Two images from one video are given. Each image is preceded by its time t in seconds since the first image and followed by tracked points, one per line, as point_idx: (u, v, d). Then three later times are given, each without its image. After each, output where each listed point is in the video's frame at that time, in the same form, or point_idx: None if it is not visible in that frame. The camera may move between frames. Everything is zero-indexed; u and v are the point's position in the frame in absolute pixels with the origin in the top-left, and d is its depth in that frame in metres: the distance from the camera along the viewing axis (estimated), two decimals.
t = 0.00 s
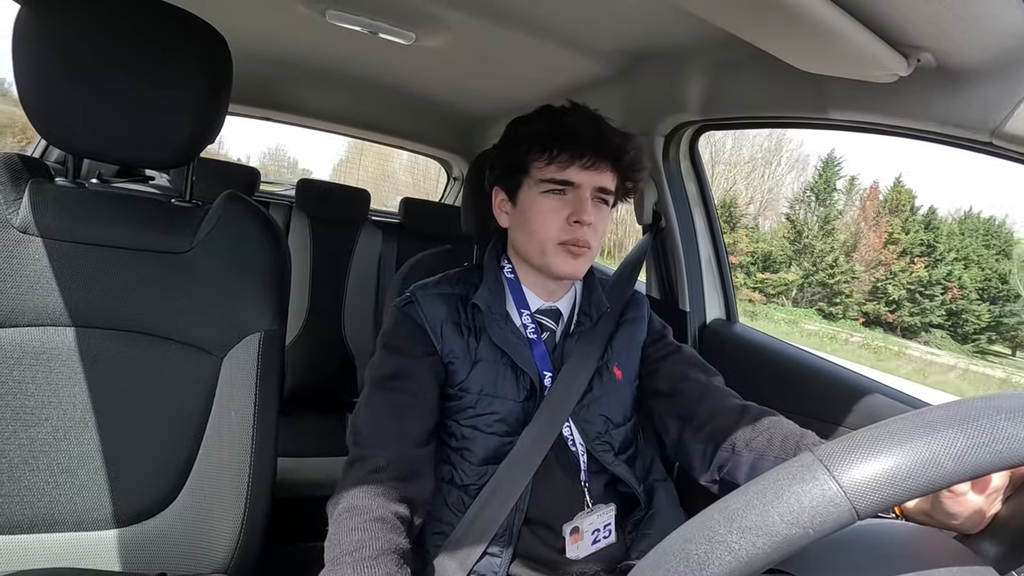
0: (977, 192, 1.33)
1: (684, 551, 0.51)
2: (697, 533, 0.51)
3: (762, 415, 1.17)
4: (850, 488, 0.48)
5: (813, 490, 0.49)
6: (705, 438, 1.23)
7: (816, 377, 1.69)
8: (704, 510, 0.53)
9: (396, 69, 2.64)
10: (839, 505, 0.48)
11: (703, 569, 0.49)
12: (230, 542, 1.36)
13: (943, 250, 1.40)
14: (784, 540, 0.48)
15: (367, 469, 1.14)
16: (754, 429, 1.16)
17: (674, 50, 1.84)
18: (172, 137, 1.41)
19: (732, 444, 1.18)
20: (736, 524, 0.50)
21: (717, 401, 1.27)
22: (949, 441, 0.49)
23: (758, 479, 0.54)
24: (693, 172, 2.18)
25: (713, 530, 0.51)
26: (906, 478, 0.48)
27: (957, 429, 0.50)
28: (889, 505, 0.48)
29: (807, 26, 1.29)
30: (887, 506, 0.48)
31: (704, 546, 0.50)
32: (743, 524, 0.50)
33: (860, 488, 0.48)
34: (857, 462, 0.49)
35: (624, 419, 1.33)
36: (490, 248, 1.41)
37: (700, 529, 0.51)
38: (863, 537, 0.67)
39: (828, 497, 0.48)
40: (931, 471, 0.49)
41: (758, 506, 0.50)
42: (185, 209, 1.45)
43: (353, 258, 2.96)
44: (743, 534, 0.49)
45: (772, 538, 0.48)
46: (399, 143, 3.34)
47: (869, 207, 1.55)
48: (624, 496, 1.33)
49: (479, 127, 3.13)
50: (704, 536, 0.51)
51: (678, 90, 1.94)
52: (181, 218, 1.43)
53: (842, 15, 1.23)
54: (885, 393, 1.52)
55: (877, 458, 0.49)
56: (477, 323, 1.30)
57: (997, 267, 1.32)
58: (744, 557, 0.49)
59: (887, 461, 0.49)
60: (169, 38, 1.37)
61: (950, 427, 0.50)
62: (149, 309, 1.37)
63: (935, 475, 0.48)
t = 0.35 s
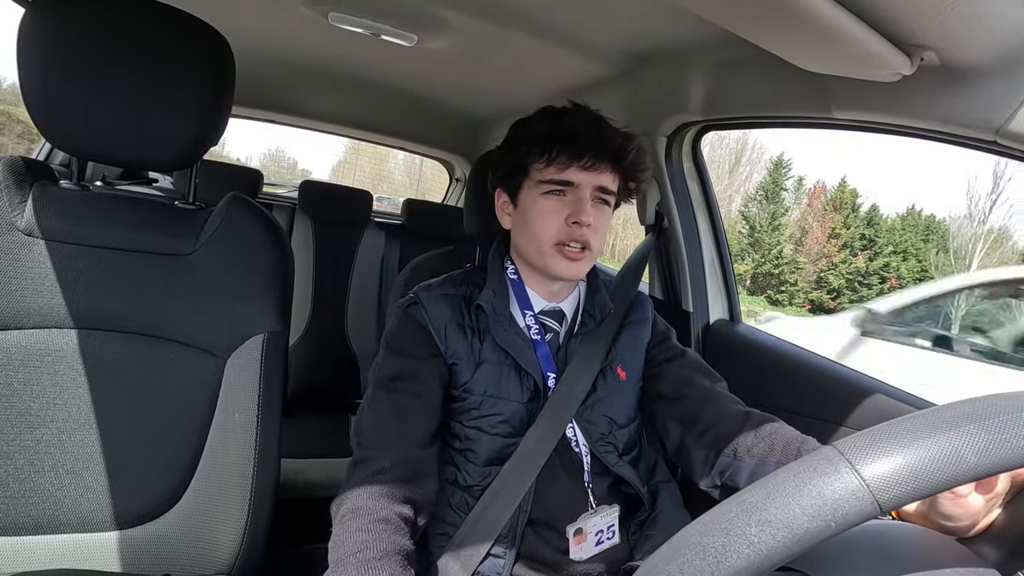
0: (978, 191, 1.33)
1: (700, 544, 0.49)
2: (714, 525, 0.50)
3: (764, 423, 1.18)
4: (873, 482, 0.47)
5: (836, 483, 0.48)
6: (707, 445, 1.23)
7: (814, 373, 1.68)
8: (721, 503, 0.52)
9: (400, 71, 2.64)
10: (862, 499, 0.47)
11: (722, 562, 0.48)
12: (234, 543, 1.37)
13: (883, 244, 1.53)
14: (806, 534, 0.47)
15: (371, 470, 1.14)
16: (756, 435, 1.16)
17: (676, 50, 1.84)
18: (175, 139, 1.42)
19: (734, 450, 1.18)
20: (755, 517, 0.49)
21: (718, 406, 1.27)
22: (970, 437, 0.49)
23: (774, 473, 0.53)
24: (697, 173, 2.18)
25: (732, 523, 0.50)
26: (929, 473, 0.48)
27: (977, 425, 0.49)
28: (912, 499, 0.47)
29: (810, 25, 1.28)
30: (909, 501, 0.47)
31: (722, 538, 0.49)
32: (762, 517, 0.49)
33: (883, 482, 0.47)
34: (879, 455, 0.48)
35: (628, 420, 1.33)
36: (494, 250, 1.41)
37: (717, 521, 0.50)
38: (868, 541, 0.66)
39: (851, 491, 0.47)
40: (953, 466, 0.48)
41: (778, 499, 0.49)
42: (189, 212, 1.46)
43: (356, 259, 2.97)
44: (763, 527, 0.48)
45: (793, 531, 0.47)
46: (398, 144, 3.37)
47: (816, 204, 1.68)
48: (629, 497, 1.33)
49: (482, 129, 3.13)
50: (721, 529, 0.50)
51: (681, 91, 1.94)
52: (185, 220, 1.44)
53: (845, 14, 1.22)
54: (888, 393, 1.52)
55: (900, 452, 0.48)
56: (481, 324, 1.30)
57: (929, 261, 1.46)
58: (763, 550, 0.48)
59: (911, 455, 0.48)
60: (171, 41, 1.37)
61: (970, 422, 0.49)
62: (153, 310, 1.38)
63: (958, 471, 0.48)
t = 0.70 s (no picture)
0: (977, 192, 1.33)
1: (700, 545, 0.49)
2: (714, 526, 0.50)
3: (768, 418, 1.18)
4: (873, 483, 0.47)
5: (836, 484, 0.48)
6: (713, 443, 1.24)
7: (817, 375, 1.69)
8: (721, 503, 0.52)
9: (401, 72, 2.64)
10: (861, 500, 0.47)
11: (722, 563, 0.48)
12: (234, 543, 1.37)
13: (831, 239, 1.63)
14: (806, 535, 0.47)
15: (371, 471, 1.14)
16: (760, 430, 1.17)
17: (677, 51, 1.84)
18: (175, 140, 1.42)
19: (739, 446, 1.19)
20: (755, 518, 0.49)
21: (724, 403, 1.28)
22: (971, 438, 0.49)
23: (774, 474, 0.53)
24: (697, 173, 2.17)
25: (732, 523, 0.49)
26: (928, 474, 0.48)
27: (978, 426, 0.49)
28: (911, 501, 0.47)
29: (811, 26, 1.28)
30: (908, 503, 0.47)
31: (722, 539, 0.49)
32: (762, 518, 0.49)
33: (884, 484, 0.47)
34: (879, 456, 0.48)
35: (628, 420, 1.32)
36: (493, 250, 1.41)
37: (717, 522, 0.50)
38: (869, 540, 0.66)
39: (851, 492, 0.47)
40: (953, 468, 0.48)
41: (778, 500, 0.49)
42: (191, 212, 1.46)
43: (357, 260, 2.97)
44: (762, 528, 0.48)
45: (792, 532, 0.47)
46: (399, 146, 3.38)
47: (772, 201, 1.81)
48: (629, 498, 1.33)
49: (483, 130, 3.13)
50: (721, 530, 0.50)
51: (681, 91, 1.94)
52: (186, 220, 1.44)
53: (846, 15, 1.22)
54: (888, 393, 1.52)
55: (899, 454, 0.48)
56: (480, 324, 1.30)
57: (867, 252, 1.57)
58: (763, 551, 0.48)
59: (910, 456, 0.48)
60: (171, 42, 1.38)
61: (971, 423, 0.49)
62: (154, 310, 1.38)
63: (958, 472, 0.48)
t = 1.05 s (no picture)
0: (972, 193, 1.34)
1: (700, 547, 0.49)
2: (714, 527, 0.50)
3: (792, 369, 1.16)
4: (873, 484, 0.47)
5: (835, 485, 0.48)
6: (737, 404, 1.21)
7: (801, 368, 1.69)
8: (720, 504, 0.52)
9: (402, 72, 2.64)
10: (861, 501, 0.47)
11: (721, 565, 0.48)
12: (234, 543, 1.36)
13: (789, 234, 1.76)
14: (805, 536, 0.47)
15: (369, 472, 1.14)
16: (785, 383, 1.14)
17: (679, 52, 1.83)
18: (175, 139, 1.42)
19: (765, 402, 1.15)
20: (755, 519, 0.49)
21: (740, 364, 1.26)
22: (971, 439, 0.48)
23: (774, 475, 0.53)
24: (698, 172, 2.17)
25: (732, 524, 0.49)
26: (928, 476, 0.47)
27: (978, 427, 0.49)
28: (910, 502, 0.47)
29: (812, 27, 1.28)
30: (908, 504, 0.47)
31: (721, 540, 0.49)
32: (762, 519, 0.48)
33: (884, 485, 0.47)
34: (879, 458, 0.48)
35: (627, 417, 1.32)
36: (491, 251, 1.41)
37: (717, 523, 0.50)
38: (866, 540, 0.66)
39: (851, 493, 0.47)
40: (953, 469, 0.48)
41: (778, 501, 0.49)
42: (193, 211, 1.46)
43: (357, 260, 2.98)
44: (762, 529, 0.48)
45: (792, 534, 0.47)
46: (402, 146, 3.39)
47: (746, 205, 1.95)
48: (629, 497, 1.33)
49: (484, 130, 3.14)
50: (721, 531, 0.49)
51: (681, 92, 1.94)
52: (187, 219, 1.44)
53: (848, 15, 1.22)
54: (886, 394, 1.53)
55: (899, 455, 0.48)
56: (478, 324, 1.30)
57: (834, 249, 1.63)
58: (763, 552, 0.47)
59: (910, 457, 0.48)
60: (173, 41, 1.38)
61: (971, 424, 0.49)
62: (155, 310, 1.38)
63: (957, 474, 0.48)
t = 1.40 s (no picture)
0: (973, 192, 1.34)
1: (700, 545, 0.49)
2: (714, 526, 0.50)
3: (794, 377, 1.15)
4: (874, 483, 0.47)
5: (837, 484, 0.48)
6: (734, 407, 1.21)
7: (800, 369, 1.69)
8: (722, 503, 0.52)
9: (403, 71, 2.64)
10: (863, 500, 0.47)
11: (722, 563, 0.48)
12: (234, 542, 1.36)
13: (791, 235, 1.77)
14: (806, 535, 0.47)
15: (369, 472, 1.14)
16: (787, 389, 1.14)
17: (680, 51, 1.84)
18: (176, 138, 1.42)
19: (766, 409, 1.15)
20: (756, 518, 0.49)
21: (738, 367, 1.25)
22: (973, 440, 0.49)
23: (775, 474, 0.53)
24: (699, 172, 2.16)
25: (732, 523, 0.49)
26: (929, 476, 0.47)
27: (980, 428, 0.49)
28: (911, 502, 0.47)
29: (814, 27, 1.28)
30: (909, 504, 0.47)
31: (722, 539, 0.49)
32: (763, 518, 0.48)
33: (885, 484, 0.47)
34: (881, 457, 0.48)
35: (627, 418, 1.32)
36: (492, 252, 1.41)
37: (718, 522, 0.50)
38: (866, 539, 0.66)
39: (852, 492, 0.47)
40: (954, 468, 0.48)
41: (778, 500, 0.49)
42: (194, 210, 1.46)
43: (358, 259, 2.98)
44: (763, 528, 0.48)
45: (793, 533, 0.47)
46: (403, 145, 3.40)
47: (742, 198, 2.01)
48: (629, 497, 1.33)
49: (485, 129, 3.14)
50: (722, 529, 0.49)
51: (682, 92, 1.94)
52: (188, 219, 1.44)
53: (851, 15, 1.22)
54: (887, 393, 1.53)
55: (901, 454, 0.48)
56: (477, 325, 1.30)
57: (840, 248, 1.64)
58: (764, 551, 0.47)
59: (912, 457, 0.48)
60: (173, 40, 1.37)
61: (973, 424, 0.49)
62: (155, 309, 1.38)
63: (958, 474, 0.48)
